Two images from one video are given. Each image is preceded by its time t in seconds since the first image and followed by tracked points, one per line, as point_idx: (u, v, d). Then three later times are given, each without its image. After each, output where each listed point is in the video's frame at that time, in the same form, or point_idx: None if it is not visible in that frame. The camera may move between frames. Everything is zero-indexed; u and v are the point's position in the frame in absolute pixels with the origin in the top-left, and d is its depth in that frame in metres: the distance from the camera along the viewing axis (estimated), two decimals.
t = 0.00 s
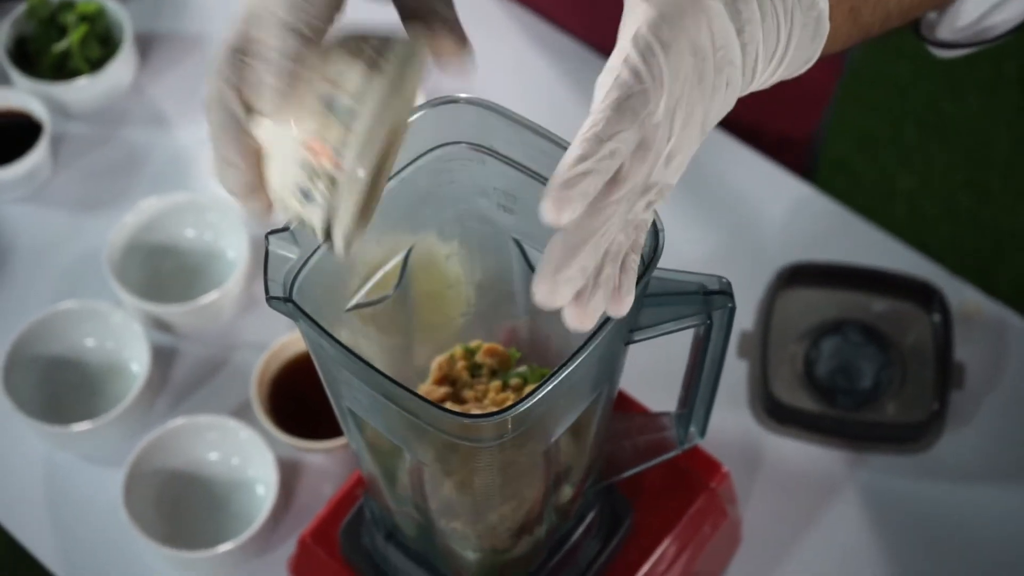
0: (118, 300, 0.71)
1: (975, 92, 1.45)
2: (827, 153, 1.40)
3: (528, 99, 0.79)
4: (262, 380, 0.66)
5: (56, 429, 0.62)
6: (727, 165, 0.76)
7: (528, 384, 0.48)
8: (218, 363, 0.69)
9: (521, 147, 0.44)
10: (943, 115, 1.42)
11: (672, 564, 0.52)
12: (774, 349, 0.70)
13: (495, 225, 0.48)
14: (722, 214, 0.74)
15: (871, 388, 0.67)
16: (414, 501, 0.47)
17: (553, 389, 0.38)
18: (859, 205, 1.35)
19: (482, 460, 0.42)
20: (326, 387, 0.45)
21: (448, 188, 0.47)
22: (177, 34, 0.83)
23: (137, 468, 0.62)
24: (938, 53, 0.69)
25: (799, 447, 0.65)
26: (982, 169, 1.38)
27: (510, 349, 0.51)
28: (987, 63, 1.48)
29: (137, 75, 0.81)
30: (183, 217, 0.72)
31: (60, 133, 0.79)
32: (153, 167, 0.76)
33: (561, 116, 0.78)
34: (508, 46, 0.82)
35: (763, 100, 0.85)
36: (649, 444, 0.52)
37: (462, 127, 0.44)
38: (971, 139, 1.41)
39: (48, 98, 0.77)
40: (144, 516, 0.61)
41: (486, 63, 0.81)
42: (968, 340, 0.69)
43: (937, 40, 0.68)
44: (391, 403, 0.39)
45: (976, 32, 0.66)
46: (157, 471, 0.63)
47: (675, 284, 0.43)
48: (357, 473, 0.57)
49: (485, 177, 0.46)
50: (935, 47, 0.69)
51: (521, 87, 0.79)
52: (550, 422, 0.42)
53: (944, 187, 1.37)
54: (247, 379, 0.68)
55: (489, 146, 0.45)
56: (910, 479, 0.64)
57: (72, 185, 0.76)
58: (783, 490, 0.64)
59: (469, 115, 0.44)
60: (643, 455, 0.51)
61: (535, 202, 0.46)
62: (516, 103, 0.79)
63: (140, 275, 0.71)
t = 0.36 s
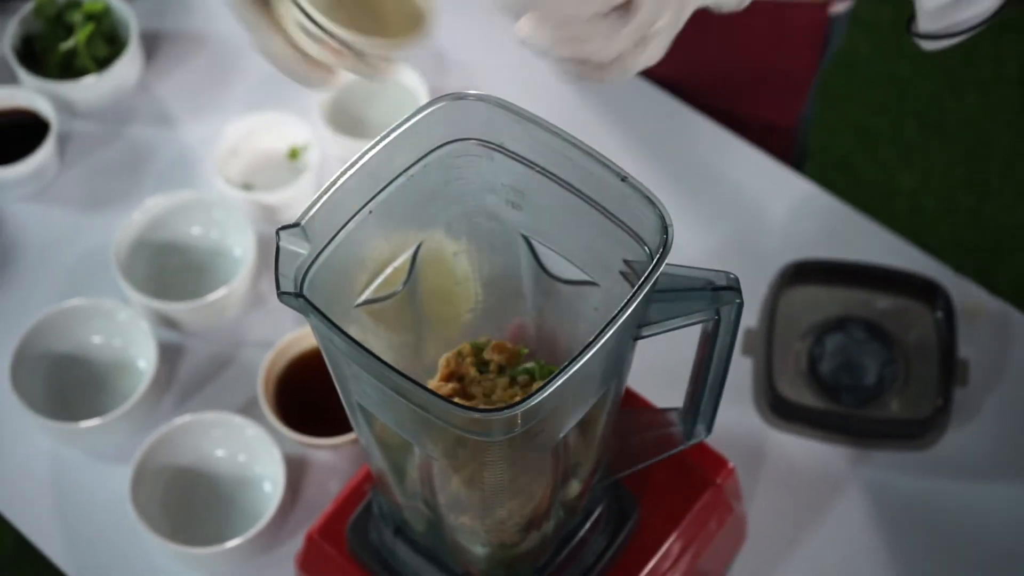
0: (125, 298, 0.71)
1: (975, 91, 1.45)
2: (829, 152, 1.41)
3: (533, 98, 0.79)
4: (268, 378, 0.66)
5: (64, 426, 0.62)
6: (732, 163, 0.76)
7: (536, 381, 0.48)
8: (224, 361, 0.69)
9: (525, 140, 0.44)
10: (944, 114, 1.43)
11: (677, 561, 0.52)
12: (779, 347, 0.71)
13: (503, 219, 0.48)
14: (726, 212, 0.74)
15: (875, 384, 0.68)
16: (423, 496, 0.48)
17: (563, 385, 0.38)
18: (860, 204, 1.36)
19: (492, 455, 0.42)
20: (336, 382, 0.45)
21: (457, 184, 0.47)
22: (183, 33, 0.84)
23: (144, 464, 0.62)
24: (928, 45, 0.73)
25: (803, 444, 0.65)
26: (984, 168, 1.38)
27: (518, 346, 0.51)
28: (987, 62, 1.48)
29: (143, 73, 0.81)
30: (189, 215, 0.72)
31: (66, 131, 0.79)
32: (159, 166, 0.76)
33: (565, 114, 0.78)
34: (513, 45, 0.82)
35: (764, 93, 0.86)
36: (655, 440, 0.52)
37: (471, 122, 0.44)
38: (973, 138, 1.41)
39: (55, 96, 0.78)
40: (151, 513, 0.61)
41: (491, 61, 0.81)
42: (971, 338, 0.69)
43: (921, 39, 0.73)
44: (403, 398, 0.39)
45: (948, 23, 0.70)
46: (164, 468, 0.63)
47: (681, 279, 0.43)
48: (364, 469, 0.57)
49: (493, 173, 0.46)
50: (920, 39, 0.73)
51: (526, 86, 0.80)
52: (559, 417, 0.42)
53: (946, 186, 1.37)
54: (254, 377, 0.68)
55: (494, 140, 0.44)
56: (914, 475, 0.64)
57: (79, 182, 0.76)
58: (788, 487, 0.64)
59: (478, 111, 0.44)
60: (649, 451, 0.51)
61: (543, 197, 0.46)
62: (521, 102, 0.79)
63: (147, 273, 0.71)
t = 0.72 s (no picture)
0: (124, 299, 0.71)
1: (976, 91, 1.45)
2: (829, 152, 1.41)
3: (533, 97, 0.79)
4: (268, 379, 0.66)
5: (63, 427, 0.62)
6: (732, 162, 0.76)
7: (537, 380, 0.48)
8: (224, 361, 0.69)
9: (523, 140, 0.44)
10: (944, 114, 1.43)
11: (677, 562, 0.52)
12: (780, 349, 0.70)
13: (504, 220, 0.48)
14: (728, 211, 0.74)
15: (877, 385, 0.67)
16: (423, 498, 0.48)
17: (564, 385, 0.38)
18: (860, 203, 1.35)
19: (494, 456, 0.42)
20: (336, 384, 0.45)
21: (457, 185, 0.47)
22: (182, 32, 0.83)
23: (144, 466, 0.62)
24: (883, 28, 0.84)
25: (804, 445, 0.65)
26: (984, 166, 1.38)
27: (520, 348, 0.51)
28: (988, 61, 1.48)
29: (142, 73, 0.81)
30: (188, 215, 0.72)
31: (65, 131, 0.79)
32: (158, 166, 0.76)
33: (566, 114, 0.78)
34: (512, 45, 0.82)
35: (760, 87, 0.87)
36: (656, 441, 0.52)
37: (472, 124, 0.44)
38: (974, 137, 1.41)
39: (53, 96, 0.77)
40: (151, 514, 0.61)
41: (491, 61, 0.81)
42: (973, 338, 0.69)
43: (809, 37, 0.63)
44: (404, 399, 0.39)
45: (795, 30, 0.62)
46: (164, 469, 0.63)
47: (682, 278, 0.43)
48: (365, 468, 0.57)
49: (496, 173, 0.46)
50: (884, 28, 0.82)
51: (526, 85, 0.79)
52: (561, 418, 0.42)
53: (946, 185, 1.37)
54: (254, 377, 0.68)
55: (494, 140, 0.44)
56: (915, 476, 0.64)
57: (78, 182, 0.76)
58: (789, 488, 0.64)
59: (480, 111, 0.43)
60: (651, 452, 0.51)
61: (543, 198, 0.46)
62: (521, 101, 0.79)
63: (146, 274, 0.71)
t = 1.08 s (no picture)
0: (123, 299, 0.71)
1: (976, 91, 1.45)
2: (829, 151, 1.40)
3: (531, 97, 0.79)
4: (266, 379, 0.66)
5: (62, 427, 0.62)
6: (732, 162, 0.76)
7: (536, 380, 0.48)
8: (223, 361, 0.69)
9: (522, 141, 0.44)
10: (944, 114, 1.43)
11: (677, 562, 0.52)
12: (780, 348, 0.70)
13: (502, 221, 0.48)
14: (727, 211, 0.74)
15: (876, 386, 0.67)
16: (422, 498, 0.47)
17: (562, 386, 0.38)
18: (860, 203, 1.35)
19: (493, 456, 0.41)
20: (335, 384, 0.45)
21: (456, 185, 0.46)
22: (181, 32, 0.83)
23: (142, 466, 0.62)
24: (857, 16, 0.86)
25: (803, 445, 0.65)
26: (984, 166, 1.38)
27: (519, 348, 0.51)
28: (988, 61, 1.48)
29: (141, 72, 0.81)
30: (187, 214, 0.72)
31: (63, 131, 0.78)
32: (157, 165, 0.76)
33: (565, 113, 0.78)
34: (511, 45, 0.82)
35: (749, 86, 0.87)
36: (655, 440, 0.52)
37: (471, 124, 0.44)
38: (973, 137, 1.41)
39: (51, 95, 0.77)
40: (149, 515, 0.61)
41: (489, 62, 0.81)
42: (973, 338, 0.69)
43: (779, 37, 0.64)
44: (402, 400, 0.39)
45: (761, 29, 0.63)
46: (163, 469, 0.63)
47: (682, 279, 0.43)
48: (365, 468, 0.57)
49: (494, 173, 0.46)
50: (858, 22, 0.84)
51: (525, 85, 0.79)
52: (559, 419, 0.41)
53: (946, 184, 1.37)
54: (253, 377, 0.68)
55: (493, 141, 0.44)
56: (914, 477, 0.64)
57: (76, 182, 0.76)
58: (789, 488, 0.64)
59: (478, 110, 0.43)
60: (650, 451, 0.51)
61: (541, 198, 0.45)
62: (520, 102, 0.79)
63: (145, 274, 0.71)
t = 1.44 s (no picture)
0: (125, 295, 0.71)
1: (976, 91, 1.45)
2: (828, 150, 1.41)
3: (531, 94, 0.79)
4: (269, 374, 0.66)
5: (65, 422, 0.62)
6: (733, 159, 0.76)
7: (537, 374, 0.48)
8: (224, 357, 0.69)
9: (522, 135, 0.44)
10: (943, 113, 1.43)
11: (677, 557, 0.52)
12: (779, 345, 0.71)
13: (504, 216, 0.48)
14: (727, 207, 0.74)
15: (875, 381, 0.67)
16: (424, 491, 0.48)
17: (563, 379, 0.38)
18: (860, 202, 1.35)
19: (495, 449, 0.42)
20: (337, 378, 0.45)
21: (458, 179, 0.47)
22: (183, 30, 0.84)
23: (145, 461, 0.62)
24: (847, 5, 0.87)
25: (803, 440, 0.65)
26: (984, 165, 1.38)
27: (520, 342, 0.51)
28: (987, 61, 1.48)
29: (143, 70, 0.81)
30: (189, 211, 0.73)
31: (66, 128, 0.79)
32: (159, 163, 0.77)
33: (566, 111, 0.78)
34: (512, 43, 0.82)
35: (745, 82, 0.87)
36: (655, 435, 0.52)
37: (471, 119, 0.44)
38: (973, 136, 1.41)
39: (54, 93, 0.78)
40: (151, 509, 0.61)
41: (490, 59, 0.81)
42: (972, 334, 0.69)
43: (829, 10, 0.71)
44: (405, 392, 0.39)
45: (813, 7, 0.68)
46: (165, 464, 0.63)
47: (680, 274, 0.43)
48: (367, 463, 0.57)
49: (496, 167, 0.46)
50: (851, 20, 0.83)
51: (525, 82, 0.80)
52: (561, 412, 0.42)
53: (946, 183, 1.37)
54: (255, 373, 0.68)
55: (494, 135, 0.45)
56: (913, 472, 0.64)
57: (78, 179, 0.76)
58: (789, 483, 0.64)
59: (479, 105, 0.44)
60: (650, 445, 0.52)
61: (542, 192, 0.46)
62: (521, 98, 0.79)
63: (148, 270, 0.71)
